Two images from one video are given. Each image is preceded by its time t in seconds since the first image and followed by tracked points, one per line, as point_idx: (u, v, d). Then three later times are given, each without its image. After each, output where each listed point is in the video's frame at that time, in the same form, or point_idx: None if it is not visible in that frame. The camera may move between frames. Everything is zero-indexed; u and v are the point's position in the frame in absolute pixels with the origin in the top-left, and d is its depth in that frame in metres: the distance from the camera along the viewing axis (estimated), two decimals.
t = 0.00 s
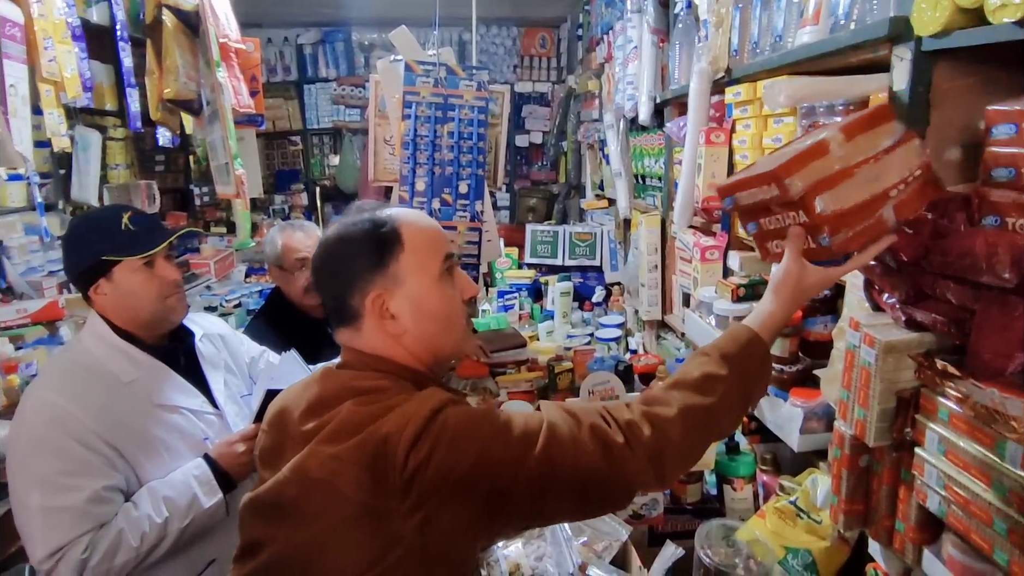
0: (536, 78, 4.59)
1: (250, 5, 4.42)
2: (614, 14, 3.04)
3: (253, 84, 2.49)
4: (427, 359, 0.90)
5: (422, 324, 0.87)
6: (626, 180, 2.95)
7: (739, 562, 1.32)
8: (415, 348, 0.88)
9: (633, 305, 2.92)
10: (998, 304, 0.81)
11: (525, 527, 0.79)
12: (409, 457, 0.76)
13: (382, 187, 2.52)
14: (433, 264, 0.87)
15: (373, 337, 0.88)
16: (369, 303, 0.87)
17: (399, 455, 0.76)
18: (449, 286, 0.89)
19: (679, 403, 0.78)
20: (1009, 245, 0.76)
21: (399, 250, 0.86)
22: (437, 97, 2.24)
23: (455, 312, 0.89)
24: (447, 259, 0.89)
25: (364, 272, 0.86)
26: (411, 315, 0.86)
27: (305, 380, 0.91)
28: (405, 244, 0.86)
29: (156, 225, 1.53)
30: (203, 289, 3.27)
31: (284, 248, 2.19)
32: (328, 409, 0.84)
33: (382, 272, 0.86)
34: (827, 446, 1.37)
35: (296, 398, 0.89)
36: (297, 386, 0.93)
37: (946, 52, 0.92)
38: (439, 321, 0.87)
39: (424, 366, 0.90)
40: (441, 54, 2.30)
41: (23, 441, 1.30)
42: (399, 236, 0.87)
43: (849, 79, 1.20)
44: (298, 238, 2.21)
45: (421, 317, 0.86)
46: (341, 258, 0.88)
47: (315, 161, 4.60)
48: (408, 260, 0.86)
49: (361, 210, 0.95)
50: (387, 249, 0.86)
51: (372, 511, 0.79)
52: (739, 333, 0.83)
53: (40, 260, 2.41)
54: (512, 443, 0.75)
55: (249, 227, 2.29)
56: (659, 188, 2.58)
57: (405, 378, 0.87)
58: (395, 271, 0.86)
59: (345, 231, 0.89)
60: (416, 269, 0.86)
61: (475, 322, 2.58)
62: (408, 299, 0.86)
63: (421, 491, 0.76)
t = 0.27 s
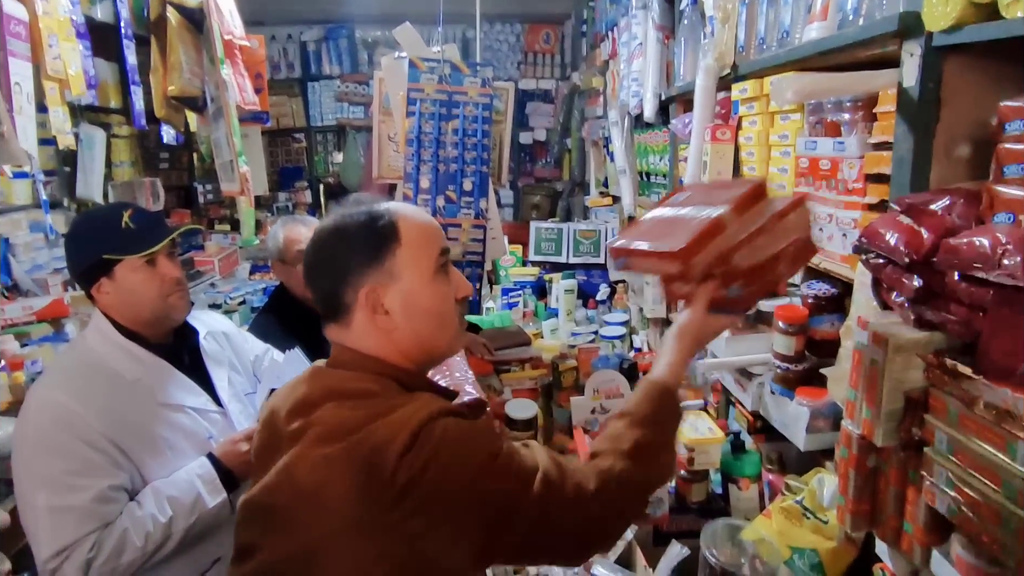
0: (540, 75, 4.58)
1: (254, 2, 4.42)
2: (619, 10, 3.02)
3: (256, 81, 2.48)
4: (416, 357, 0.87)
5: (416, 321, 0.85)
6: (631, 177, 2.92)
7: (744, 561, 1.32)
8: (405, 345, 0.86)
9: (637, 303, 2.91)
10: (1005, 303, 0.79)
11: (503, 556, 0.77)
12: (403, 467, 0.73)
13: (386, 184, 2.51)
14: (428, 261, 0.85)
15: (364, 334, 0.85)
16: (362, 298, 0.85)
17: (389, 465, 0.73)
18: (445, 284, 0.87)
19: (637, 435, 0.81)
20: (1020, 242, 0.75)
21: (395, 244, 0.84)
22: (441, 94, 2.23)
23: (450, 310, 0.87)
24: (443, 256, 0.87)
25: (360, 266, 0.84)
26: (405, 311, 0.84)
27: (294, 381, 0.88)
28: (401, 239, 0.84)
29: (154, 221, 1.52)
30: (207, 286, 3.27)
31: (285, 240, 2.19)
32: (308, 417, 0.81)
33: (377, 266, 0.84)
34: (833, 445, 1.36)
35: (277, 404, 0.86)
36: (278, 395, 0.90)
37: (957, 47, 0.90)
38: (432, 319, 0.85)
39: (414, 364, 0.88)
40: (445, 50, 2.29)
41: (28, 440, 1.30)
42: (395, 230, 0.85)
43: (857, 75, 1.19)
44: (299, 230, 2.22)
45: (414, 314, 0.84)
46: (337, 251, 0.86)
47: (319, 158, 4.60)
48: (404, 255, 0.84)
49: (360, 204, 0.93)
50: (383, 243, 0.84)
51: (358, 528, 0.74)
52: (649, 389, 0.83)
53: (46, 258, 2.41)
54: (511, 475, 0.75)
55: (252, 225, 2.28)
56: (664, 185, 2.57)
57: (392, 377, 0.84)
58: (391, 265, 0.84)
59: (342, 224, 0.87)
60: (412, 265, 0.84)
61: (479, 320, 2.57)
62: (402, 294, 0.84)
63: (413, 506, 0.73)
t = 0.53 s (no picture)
0: (545, 73, 4.57)
1: None
2: (625, 7, 3.01)
3: (262, 79, 2.48)
4: (419, 361, 0.85)
5: (427, 323, 0.83)
6: (636, 175, 2.92)
7: (752, 561, 1.31)
8: (411, 348, 0.84)
9: (643, 301, 2.91)
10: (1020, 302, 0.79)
11: None
12: (403, 480, 0.71)
13: (391, 181, 2.51)
14: (448, 266, 0.84)
15: (373, 329, 0.83)
16: (380, 294, 0.82)
17: (388, 476, 0.71)
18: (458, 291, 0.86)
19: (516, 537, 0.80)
20: None
21: (423, 243, 0.83)
22: (447, 91, 2.23)
23: (457, 317, 0.86)
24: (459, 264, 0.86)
25: (384, 259, 0.81)
26: (421, 312, 0.82)
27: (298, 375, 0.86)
28: (429, 240, 0.83)
29: (162, 219, 1.52)
30: (213, 284, 3.28)
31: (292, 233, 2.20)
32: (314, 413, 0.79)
33: (401, 263, 0.81)
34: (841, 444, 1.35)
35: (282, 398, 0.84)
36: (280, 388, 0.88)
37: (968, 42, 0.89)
38: (444, 323, 0.84)
39: (413, 369, 0.85)
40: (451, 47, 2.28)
41: (35, 438, 1.30)
42: (424, 231, 0.83)
43: (867, 71, 1.18)
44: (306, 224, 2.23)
45: (428, 315, 0.83)
46: (358, 242, 0.82)
47: (324, 156, 4.60)
48: (430, 257, 0.83)
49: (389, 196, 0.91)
50: (412, 239, 0.82)
51: (347, 525, 0.72)
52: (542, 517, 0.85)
53: (54, 255, 2.42)
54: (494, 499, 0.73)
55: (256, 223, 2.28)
56: (670, 183, 2.56)
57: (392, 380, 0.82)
58: (416, 265, 0.82)
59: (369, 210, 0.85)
60: (437, 267, 0.83)
61: (485, 317, 2.57)
62: (420, 295, 0.82)
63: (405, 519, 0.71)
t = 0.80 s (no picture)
0: (550, 70, 4.55)
1: None
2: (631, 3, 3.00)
3: (267, 74, 2.48)
4: (428, 369, 0.86)
5: (446, 333, 0.85)
6: (642, 172, 2.91)
7: (759, 559, 1.27)
8: (426, 354, 0.85)
9: (648, 298, 2.90)
10: None
11: None
12: (414, 481, 0.72)
13: (396, 178, 2.51)
14: (471, 283, 0.87)
15: (395, 329, 0.83)
16: (411, 295, 0.83)
17: (400, 480, 0.72)
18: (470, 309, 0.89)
19: None
20: None
21: (458, 258, 0.85)
22: (452, 87, 2.22)
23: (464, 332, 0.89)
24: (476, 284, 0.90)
25: (422, 262, 0.82)
26: (444, 321, 0.85)
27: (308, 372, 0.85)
28: (462, 255, 0.86)
29: (178, 221, 1.51)
30: (218, 280, 3.29)
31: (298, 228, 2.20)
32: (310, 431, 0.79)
33: (437, 269, 0.83)
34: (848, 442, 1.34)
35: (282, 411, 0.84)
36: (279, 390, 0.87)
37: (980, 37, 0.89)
38: (458, 336, 0.87)
39: (422, 376, 0.86)
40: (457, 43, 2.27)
41: (43, 433, 1.31)
42: (460, 245, 0.86)
43: (877, 67, 1.18)
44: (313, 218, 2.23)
45: (448, 326, 0.85)
46: (396, 240, 0.83)
47: (328, 153, 4.60)
48: (462, 271, 0.85)
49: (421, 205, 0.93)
50: (449, 251, 0.85)
51: (348, 553, 0.72)
52: None
53: (60, 252, 2.43)
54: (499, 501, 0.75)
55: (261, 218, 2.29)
56: (676, 180, 2.55)
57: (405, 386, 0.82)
58: (450, 275, 0.84)
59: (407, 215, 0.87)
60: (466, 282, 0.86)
61: (490, 314, 2.57)
62: (448, 305, 0.85)
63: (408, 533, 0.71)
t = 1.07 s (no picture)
0: (553, 64, 4.53)
1: None
2: None
3: (269, 67, 2.47)
4: (429, 367, 0.83)
5: (445, 333, 0.81)
6: (646, 166, 2.90)
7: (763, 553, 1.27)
8: (424, 350, 0.82)
9: (652, 293, 2.89)
10: None
11: None
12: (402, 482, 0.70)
13: (399, 171, 2.50)
14: (487, 290, 0.81)
15: (393, 320, 0.82)
16: (412, 285, 0.81)
17: (389, 479, 0.70)
18: (484, 317, 0.83)
19: None
20: None
21: (470, 256, 0.81)
22: (455, 80, 2.21)
23: (473, 339, 0.83)
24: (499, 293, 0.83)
25: (427, 254, 0.80)
26: (443, 319, 0.81)
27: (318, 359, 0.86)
28: (478, 256, 0.81)
29: (190, 218, 1.51)
30: (221, 275, 3.28)
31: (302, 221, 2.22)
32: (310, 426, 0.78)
33: (441, 264, 0.80)
34: (854, 437, 1.33)
35: (286, 402, 0.83)
36: (289, 376, 0.87)
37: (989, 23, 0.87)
38: (458, 340, 0.82)
39: (422, 373, 0.83)
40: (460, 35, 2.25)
41: (46, 425, 1.30)
42: (477, 245, 0.81)
43: (885, 56, 1.16)
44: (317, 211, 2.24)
45: (449, 326, 0.81)
46: (410, 231, 0.82)
47: (331, 148, 4.59)
48: (473, 272, 0.80)
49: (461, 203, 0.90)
50: (460, 248, 0.81)
51: (347, 550, 0.71)
52: None
53: (63, 246, 2.43)
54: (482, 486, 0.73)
55: (263, 211, 2.29)
56: (680, 173, 2.54)
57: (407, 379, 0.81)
58: (457, 272, 0.80)
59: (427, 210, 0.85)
60: (475, 285, 0.80)
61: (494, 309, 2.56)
62: (446, 303, 0.80)
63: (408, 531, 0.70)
